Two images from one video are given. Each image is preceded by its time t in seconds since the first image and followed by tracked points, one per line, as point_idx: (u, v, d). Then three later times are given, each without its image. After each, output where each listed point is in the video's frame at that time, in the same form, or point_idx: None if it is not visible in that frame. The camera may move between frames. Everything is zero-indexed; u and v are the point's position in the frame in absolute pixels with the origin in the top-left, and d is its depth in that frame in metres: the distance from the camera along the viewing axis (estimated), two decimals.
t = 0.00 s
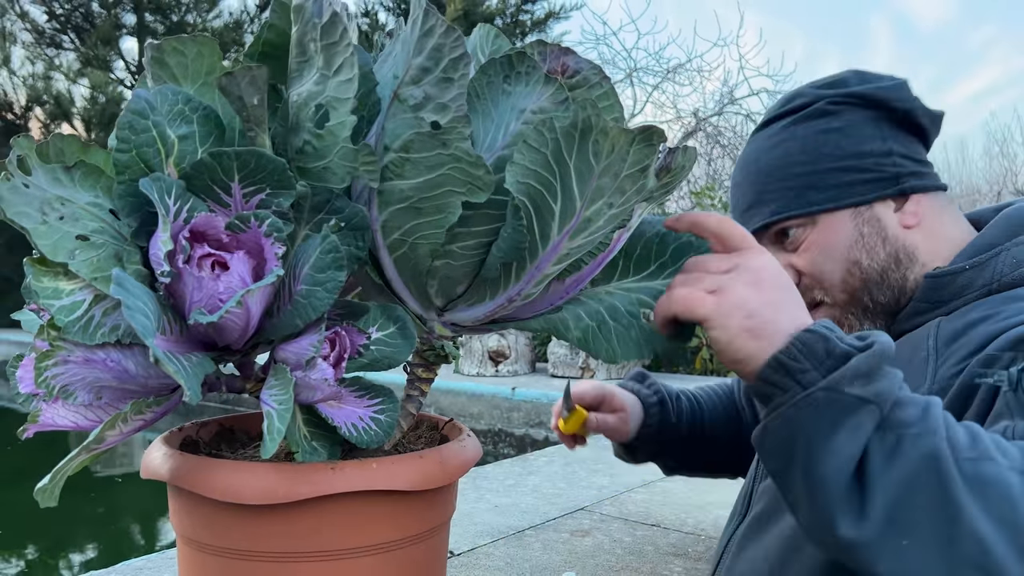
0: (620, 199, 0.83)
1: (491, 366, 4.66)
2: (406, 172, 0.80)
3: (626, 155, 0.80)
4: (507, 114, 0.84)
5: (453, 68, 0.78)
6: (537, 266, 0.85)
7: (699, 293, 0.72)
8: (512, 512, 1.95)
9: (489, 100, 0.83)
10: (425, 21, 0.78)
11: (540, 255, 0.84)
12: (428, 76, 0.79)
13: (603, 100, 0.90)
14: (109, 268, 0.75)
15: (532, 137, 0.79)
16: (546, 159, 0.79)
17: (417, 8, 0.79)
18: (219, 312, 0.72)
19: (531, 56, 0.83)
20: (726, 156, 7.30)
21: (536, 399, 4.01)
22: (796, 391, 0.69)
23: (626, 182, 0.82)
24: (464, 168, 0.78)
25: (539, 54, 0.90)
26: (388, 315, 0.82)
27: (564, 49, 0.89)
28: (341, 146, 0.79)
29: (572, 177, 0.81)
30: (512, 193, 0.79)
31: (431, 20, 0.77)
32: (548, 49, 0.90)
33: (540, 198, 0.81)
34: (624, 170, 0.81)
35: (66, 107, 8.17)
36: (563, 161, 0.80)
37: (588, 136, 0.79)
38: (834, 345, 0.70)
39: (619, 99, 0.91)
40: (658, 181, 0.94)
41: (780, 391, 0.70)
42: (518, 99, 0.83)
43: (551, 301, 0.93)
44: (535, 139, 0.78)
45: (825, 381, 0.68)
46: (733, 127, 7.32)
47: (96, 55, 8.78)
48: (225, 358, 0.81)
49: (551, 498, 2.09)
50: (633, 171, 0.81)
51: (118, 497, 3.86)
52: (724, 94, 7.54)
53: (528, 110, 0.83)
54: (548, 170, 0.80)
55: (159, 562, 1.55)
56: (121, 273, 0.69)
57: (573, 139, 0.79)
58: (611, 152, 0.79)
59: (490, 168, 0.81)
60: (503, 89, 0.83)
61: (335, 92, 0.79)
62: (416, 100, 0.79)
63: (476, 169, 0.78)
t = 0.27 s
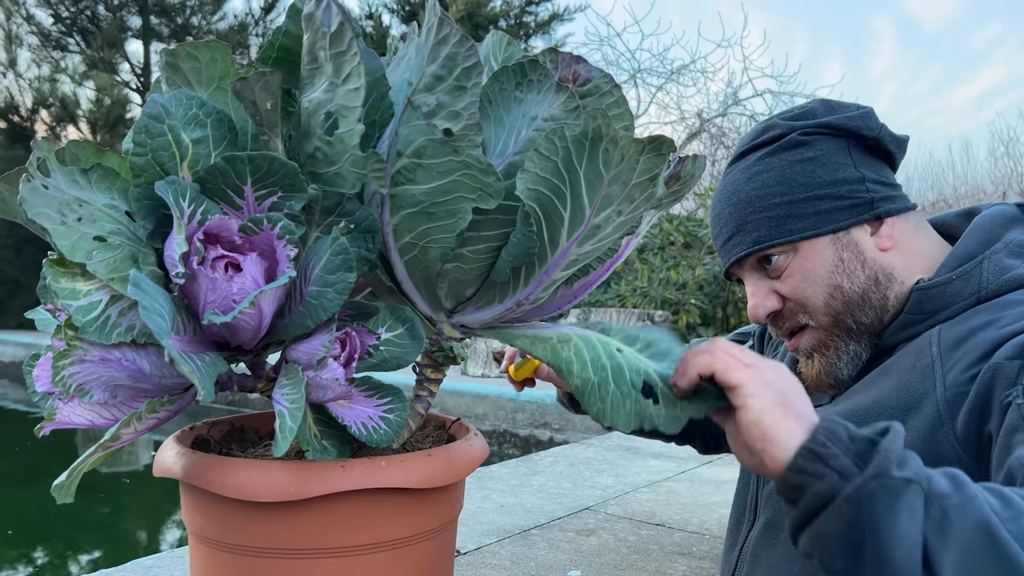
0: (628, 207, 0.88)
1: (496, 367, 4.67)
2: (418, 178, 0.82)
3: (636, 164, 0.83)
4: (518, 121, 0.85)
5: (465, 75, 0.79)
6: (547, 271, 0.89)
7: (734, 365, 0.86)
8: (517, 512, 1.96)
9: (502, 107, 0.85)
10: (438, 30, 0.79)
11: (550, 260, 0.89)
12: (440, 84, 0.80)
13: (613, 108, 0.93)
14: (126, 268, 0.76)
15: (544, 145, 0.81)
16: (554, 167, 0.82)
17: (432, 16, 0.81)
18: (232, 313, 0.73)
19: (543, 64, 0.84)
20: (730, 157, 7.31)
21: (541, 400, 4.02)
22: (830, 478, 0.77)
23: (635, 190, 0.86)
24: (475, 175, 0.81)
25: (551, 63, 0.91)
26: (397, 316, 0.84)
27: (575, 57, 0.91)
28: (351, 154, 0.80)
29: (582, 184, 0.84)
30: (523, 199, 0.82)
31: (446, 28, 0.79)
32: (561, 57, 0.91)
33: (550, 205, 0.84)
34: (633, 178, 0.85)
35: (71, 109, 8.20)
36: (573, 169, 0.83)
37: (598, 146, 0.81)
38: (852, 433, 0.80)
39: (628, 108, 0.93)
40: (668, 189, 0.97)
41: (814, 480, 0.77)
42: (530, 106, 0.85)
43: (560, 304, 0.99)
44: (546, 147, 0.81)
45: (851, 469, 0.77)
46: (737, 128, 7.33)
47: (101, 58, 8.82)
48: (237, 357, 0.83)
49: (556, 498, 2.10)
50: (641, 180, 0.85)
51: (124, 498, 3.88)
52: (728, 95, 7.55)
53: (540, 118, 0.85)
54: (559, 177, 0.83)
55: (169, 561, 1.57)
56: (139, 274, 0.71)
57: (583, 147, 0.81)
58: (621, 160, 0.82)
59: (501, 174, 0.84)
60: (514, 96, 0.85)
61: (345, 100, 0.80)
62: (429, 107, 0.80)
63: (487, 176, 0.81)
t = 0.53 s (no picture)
0: (633, 213, 0.90)
1: (500, 368, 4.68)
2: (427, 183, 0.82)
3: (641, 170, 0.85)
4: (525, 128, 0.87)
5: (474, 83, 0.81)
6: (553, 276, 0.92)
7: (726, 425, 0.96)
8: (522, 512, 1.97)
9: (510, 113, 0.86)
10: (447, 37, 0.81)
11: (556, 265, 0.91)
12: (448, 91, 0.82)
13: (619, 115, 0.93)
14: (139, 271, 0.77)
15: (550, 152, 0.82)
16: (562, 174, 0.83)
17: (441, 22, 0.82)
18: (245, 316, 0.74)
19: (551, 71, 0.85)
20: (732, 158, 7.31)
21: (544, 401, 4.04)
22: (826, 537, 0.86)
23: (640, 197, 0.88)
24: (483, 181, 0.81)
25: (558, 69, 0.93)
26: (405, 318, 0.85)
27: (581, 64, 0.92)
28: (360, 161, 0.82)
29: (588, 191, 0.86)
30: (529, 205, 0.83)
31: (455, 36, 0.80)
32: (568, 63, 0.93)
33: (556, 210, 0.86)
34: (639, 184, 0.87)
35: (76, 112, 8.22)
36: (579, 175, 0.84)
37: (604, 152, 0.83)
38: (844, 487, 0.89)
39: (635, 115, 0.93)
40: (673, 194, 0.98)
41: (812, 540, 0.86)
42: (537, 113, 0.86)
43: (566, 307, 1.02)
44: (552, 154, 0.82)
45: (846, 523, 0.86)
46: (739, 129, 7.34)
47: (106, 60, 8.85)
48: (248, 358, 0.84)
49: (560, 498, 2.12)
50: (646, 186, 0.87)
51: (129, 499, 3.90)
52: (731, 96, 7.57)
53: (547, 124, 0.86)
54: (565, 183, 0.84)
55: (177, 561, 1.58)
56: (155, 276, 0.73)
57: (589, 154, 0.83)
58: (626, 167, 0.84)
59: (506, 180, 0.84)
60: (522, 103, 0.86)
61: (356, 108, 0.82)
62: (438, 114, 0.82)
63: (495, 182, 0.81)
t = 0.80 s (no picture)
0: (637, 215, 0.91)
1: (502, 368, 4.69)
2: (432, 185, 0.84)
3: (644, 173, 0.87)
4: (530, 131, 0.87)
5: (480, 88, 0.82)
6: (557, 277, 0.93)
7: (720, 442, 0.99)
8: (525, 511, 1.98)
9: (515, 116, 0.87)
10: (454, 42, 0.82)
11: (560, 267, 0.92)
12: (454, 94, 0.83)
13: (624, 118, 0.94)
14: (150, 271, 0.79)
15: (553, 155, 0.84)
16: (565, 178, 0.85)
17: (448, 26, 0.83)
18: (254, 315, 0.76)
19: (554, 75, 0.87)
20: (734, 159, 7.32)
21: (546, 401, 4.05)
22: (815, 557, 0.92)
23: (643, 199, 0.89)
24: (487, 182, 0.82)
25: (563, 73, 0.94)
26: (410, 318, 0.86)
27: (586, 68, 0.94)
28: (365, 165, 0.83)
29: (591, 193, 0.87)
30: (532, 206, 0.86)
31: (459, 40, 0.81)
32: (572, 67, 0.94)
33: (560, 212, 0.87)
34: (641, 187, 0.88)
35: (79, 113, 8.25)
36: (582, 178, 0.86)
37: (607, 155, 0.84)
38: (835, 506, 0.95)
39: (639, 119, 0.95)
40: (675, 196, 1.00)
41: (801, 558, 0.93)
42: (541, 116, 0.87)
43: (570, 308, 1.03)
44: (556, 156, 0.84)
45: (835, 543, 0.92)
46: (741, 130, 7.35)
47: (109, 61, 8.88)
48: (255, 358, 0.86)
49: (563, 497, 2.13)
50: (649, 189, 0.88)
51: (132, 498, 3.92)
52: (733, 97, 7.58)
53: (551, 127, 0.87)
54: (568, 185, 0.86)
55: (183, 558, 1.60)
56: (165, 277, 0.74)
57: (593, 157, 0.84)
58: (630, 169, 0.86)
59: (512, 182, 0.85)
60: (527, 106, 0.87)
61: (361, 112, 0.83)
62: (443, 117, 0.83)
63: (500, 184, 0.82)
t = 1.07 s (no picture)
0: (629, 215, 0.92)
1: (503, 368, 4.70)
2: (426, 187, 0.85)
3: (635, 174, 0.87)
4: (524, 131, 0.88)
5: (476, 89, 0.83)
6: (552, 277, 0.93)
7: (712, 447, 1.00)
8: (525, 509, 1.99)
9: (509, 116, 0.88)
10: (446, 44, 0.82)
11: (555, 267, 0.93)
12: (445, 97, 0.83)
13: (615, 116, 0.95)
14: (151, 273, 0.79)
15: (543, 159, 0.84)
16: (552, 182, 0.86)
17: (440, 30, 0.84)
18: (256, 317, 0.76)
19: (547, 75, 0.87)
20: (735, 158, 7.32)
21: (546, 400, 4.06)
22: (803, 559, 0.94)
23: (635, 199, 0.90)
24: (480, 184, 0.83)
25: (554, 72, 0.95)
26: (411, 317, 0.87)
27: (578, 67, 0.94)
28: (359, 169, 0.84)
29: (583, 196, 0.87)
30: (523, 210, 0.86)
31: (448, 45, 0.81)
32: (563, 67, 0.95)
33: (552, 215, 0.88)
34: (633, 188, 0.88)
35: (80, 113, 8.26)
36: (574, 181, 0.86)
37: (597, 158, 0.85)
38: (824, 509, 0.96)
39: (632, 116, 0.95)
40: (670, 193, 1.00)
41: (789, 559, 0.95)
42: (535, 116, 0.88)
43: (568, 305, 1.04)
44: (546, 161, 0.84)
45: (822, 545, 0.94)
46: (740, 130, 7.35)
47: (110, 61, 8.90)
48: (257, 357, 0.87)
49: (563, 496, 2.13)
50: (641, 189, 0.89)
51: (134, 497, 3.94)
52: (733, 96, 7.58)
53: (545, 128, 0.87)
54: (559, 189, 0.86)
55: (185, 556, 1.61)
56: (167, 280, 0.75)
57: (582, 160, 0.85)
58: (621, 172, 0.86)
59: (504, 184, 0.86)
60: (519, 106, 0.88)
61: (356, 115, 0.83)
62: (435, 120, 0.84)
63: (493, 187, 0.83)
